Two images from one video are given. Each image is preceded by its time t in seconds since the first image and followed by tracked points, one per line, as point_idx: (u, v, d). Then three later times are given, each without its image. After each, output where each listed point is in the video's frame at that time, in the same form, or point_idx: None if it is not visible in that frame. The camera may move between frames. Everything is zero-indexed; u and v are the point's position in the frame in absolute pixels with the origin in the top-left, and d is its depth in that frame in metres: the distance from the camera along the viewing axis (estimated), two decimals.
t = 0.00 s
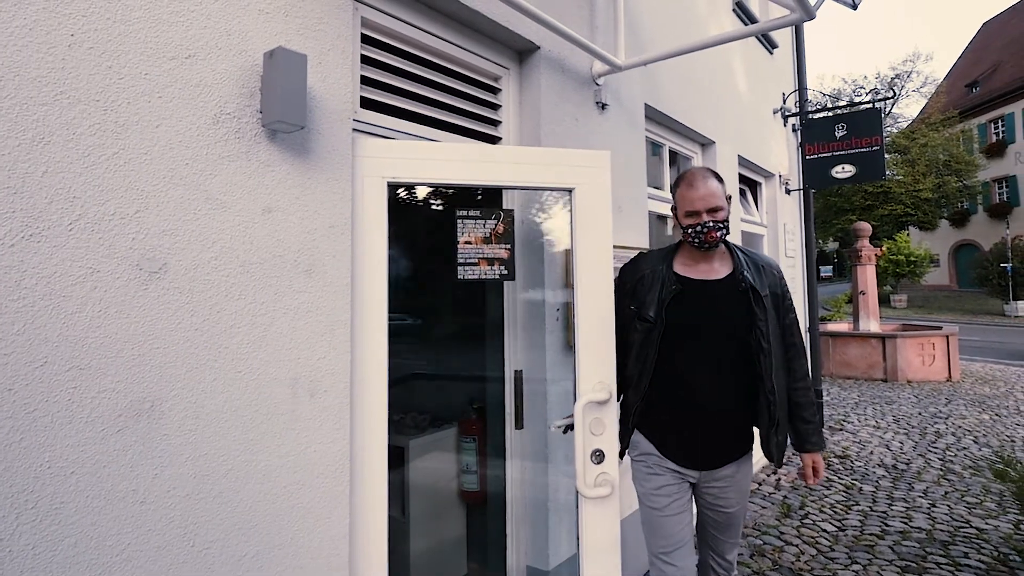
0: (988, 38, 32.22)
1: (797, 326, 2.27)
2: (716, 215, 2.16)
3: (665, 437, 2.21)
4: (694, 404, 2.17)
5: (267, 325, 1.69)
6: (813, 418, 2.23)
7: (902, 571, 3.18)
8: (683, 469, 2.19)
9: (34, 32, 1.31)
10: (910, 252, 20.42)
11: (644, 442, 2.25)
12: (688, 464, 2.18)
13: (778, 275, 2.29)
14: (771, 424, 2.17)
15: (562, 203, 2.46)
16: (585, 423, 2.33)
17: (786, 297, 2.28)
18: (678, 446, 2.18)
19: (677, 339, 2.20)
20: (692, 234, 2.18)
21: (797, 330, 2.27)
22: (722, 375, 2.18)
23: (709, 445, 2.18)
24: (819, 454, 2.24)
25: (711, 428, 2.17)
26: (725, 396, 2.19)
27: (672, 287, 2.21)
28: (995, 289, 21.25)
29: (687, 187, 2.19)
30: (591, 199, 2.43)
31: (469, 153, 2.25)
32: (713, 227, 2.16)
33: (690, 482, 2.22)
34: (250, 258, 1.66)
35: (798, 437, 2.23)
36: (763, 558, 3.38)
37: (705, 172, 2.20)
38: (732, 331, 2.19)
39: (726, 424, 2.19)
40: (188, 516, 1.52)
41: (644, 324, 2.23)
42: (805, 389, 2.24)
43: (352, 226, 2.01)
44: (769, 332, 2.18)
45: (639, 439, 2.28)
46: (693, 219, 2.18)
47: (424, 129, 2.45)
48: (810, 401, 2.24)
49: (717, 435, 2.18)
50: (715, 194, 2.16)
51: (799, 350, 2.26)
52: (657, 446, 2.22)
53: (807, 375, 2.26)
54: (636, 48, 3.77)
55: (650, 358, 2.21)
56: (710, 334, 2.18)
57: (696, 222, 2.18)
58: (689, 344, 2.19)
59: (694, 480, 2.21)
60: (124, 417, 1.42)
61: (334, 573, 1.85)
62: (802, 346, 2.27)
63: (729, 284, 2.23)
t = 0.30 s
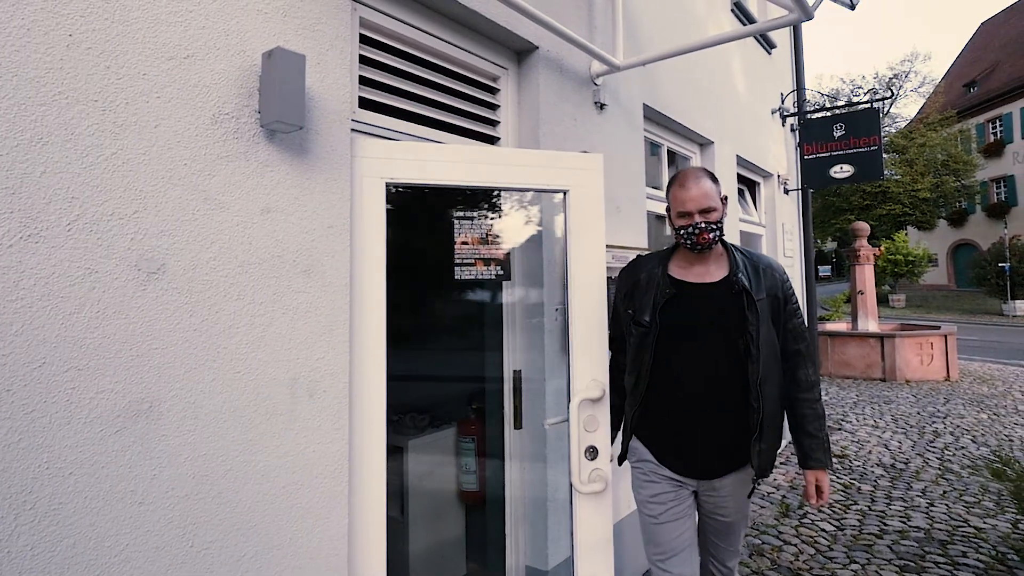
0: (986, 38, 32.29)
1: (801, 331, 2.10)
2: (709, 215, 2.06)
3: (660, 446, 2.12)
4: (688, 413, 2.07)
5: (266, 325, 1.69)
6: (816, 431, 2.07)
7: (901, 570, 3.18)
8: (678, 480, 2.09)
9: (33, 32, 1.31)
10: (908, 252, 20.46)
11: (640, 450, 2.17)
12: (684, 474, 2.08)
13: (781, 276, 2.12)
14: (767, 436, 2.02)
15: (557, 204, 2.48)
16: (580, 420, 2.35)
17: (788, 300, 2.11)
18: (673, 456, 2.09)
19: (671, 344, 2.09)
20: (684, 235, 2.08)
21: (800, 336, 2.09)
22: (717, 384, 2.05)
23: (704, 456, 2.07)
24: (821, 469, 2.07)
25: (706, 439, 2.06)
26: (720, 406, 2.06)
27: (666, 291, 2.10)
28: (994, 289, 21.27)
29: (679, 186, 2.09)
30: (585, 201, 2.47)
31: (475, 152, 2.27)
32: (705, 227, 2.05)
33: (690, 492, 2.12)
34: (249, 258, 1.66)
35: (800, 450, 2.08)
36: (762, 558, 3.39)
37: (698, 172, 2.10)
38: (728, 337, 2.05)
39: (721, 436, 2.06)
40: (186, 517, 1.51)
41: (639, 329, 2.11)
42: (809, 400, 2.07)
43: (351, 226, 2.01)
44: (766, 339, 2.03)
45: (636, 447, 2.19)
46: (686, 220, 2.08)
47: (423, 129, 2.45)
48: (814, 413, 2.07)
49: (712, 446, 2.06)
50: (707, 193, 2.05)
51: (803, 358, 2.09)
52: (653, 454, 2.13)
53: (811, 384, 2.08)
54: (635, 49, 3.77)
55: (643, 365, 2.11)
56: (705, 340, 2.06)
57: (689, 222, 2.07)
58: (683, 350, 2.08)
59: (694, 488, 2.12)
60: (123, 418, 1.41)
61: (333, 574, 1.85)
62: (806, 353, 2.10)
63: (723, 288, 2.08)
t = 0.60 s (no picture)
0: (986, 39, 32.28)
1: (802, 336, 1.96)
2: (700, 216, 1.99)
3: (655, 454, 2.03)
4: (682, 420, 1.98)
5: (266, 325, 1.70)
6: (816, 443, 1.92)
7: (901, 571, 3.18)
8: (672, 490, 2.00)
9: (34, 33, 1.31)
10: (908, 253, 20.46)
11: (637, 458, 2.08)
12: (679, 483, 1.99)
13: (781, 278, 1.99)
14: (762, 446, 1.91)
15: (553, 206, 2.53)
16: (576, 418, 2.45)
17: (788, 303, 1.98)
18: (668, 465, 2.00)
19: (665, 348, 2.01)
20: (675, 235, 2.01)
21: (801, 341, 1.96)
22: (711, 390, 1.95)
23: (698, 464, 1.97)
24: (819, 484, 1.92)
25: (701, 447, 1.96)
26: (715, 413, 1.95)
27: (659, 293, 2.03)
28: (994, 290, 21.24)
29: (671, 186, 2.03)
30: (580, 202, 2.52)
31: (480, 153, 2.31)
32: (696, 227, 1.98)
33: (689, 503, 2.01)
34: (250, 258, 1.67)
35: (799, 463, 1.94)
36: (762, 558, 3.39)
37: (690, 171, 2.04)
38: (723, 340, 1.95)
39: (717, 444, 1.96)
40: (186, 516, 1.52)
41: (633, 334, 2.05)
42: (810, 410, 1.93)
43: (352, 227, 2.01)
44: (762, 343, 1.92)
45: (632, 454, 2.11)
46: (678, 220, 2.01)
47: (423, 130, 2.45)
48: (815, 424, 1.92)
49: (707, 455, 1.96)
50: (699, 192, 1.99)
51: (805, 364, 1.95)
52: (648, 462, 2.04)
53: (813, 393, 1.94)
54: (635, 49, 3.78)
55: (637, 370, 2.03)
56: (699, 344, 1.97)
57: (680, 223, 2.01)
58: (677, 354, 1.99)
59: (694, 499, 2.01)
60: (124, 417, 1.42)
61: (333, 574, 1.85)
62: (807, 359, 1.96)
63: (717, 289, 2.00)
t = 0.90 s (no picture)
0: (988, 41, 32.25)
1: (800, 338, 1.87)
2: (690, 212, 1.97)
3: (648, 458, 2.01)
4: (674, 422, 1.95)
5: (268, 326, 1.70)
6: (812, 452, 1.83)
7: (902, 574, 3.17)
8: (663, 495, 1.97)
9: (37, 33, 1.32)
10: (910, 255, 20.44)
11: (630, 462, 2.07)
12: (672, 490, 1.95)
13: (777, 277, 1.93)
14: (756, 451, 1.84)
15: (549, 209, 2.55)
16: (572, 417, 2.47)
17: (785, 303, 1.90)
18: (661, 471, 1.96)
19: (656, 349, 2.00)
20: (665, 232, 1.99)
21: (799, 344, 1.86)
22: (704, 392, 1.92)
23: (691, 470, 1.92)
24: (810, 495, 1.84)
25: (693, 451, 1.92)
26: (708, 416, 1.92)
27: (650, 294, 2.04)
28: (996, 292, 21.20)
29: (661, 182, 2.01)
30: (576, 204, 2.54)
31: (484, 156, 2.34)
32: (685, 223, 1.96)
33: (684, 512, 1.97)
34: (251, 258, 1.67)
35: (793, 472, 1.86)
36: (763, 561, 3.38)
37: (681, 166, 2.02)
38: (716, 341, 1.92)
39: (711, 450, 1.91)
40: (187, 516, 1.52)
41: (626, 335, 2.06)
42: (807, 416, 1.84)
43: (353, 228, 2.01)
44: (755, 344, 1.86)
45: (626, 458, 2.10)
46: (668, 217, 2.00)
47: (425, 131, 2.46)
48: (811, 431, 1.83)
49: (700, 460, 1.92)
50: (688, 187, 1.98)
51: (803, 368, 1.85)
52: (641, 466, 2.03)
53: (811, 399, 1.85)
54: (636, 50, 3.78)
55: (629, 371, 2.03)
56: (691, 344, 1.95)
57: (670, 219, 1.99)
58: (669, 355, 1.98)
59: (690, 508, 1.97)
60: (125, 417, 1.42)
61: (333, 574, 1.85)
62: (805, 363, 1.86)
63: (709, 287, 1.98)
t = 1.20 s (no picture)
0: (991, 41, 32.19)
1: (796, 337, 1.84)
2: (682, 204, 1.97)
3: (639, 458, 1.97)
4: (666, 421, 1.91)
5: (270, 325, 1.70)
6: (806, 455, 1.79)
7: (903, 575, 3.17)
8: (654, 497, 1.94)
9: (41, 33, 1.32)
10: (912, 255, 20.42)
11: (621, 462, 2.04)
12: (665, 493, 1.91)
13: (772, 274, 1.90)
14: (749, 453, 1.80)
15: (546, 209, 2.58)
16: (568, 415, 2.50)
17: (781, 301, 1.87)
18: (653, 473, 1.93)
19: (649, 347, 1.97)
20: (656, 225, 1.99)
21: (795, 342, 1.83)
22: (697, 391, 1.87)
23: (683, 472, 1.88)
24: (801, 500, 1.80)
25: (686, 453, 1.88)
26: (701, 416, 1.87)
27: (640, 290, 2.03)
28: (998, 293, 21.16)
29: (654, 174, 2.03)
30: (573, 206, 2.57)
31: (488, 157, 2.35)
32: (676, 215, 1.96)
33: (678, 517, 1.93)
34: (254, 258, 1.67)
35: (787, 476, 1.81)
36: (764, 562, 3.38)
37: (674, 158, 2.02)
38: (710, 338, 1.88)
39: (705, 452, 1.87)
40: (189, 515, 1.52)
41: (618, 333, 2.04)
42: (801, 417, 1.81)
43: (355, 228, 2.01)
44: (749, 342, 1.83)
45: (618, 458, 2.07)
46: (659, 209, 2.00)
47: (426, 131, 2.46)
48: (805, 433, 1.79)
49: (692, 462, 1.87)
50: (679, 179, 1.98)
51: (797, 368, 1.82)
52: (632, 465, 2.00)
53: (806, 400, 1.81)
54: (638, 51, 3.78)
55: (620, 370, 2.02)
56: (685, 342, 1.91)
57: (661, 211, 2.00)
58: (661, 353, 1.94)
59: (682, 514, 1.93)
60: (127, 416, 1.42)
61: (335, 574, 1.85)
62: (800, 362, 1.82)
63: (700, 283, 1.95)
